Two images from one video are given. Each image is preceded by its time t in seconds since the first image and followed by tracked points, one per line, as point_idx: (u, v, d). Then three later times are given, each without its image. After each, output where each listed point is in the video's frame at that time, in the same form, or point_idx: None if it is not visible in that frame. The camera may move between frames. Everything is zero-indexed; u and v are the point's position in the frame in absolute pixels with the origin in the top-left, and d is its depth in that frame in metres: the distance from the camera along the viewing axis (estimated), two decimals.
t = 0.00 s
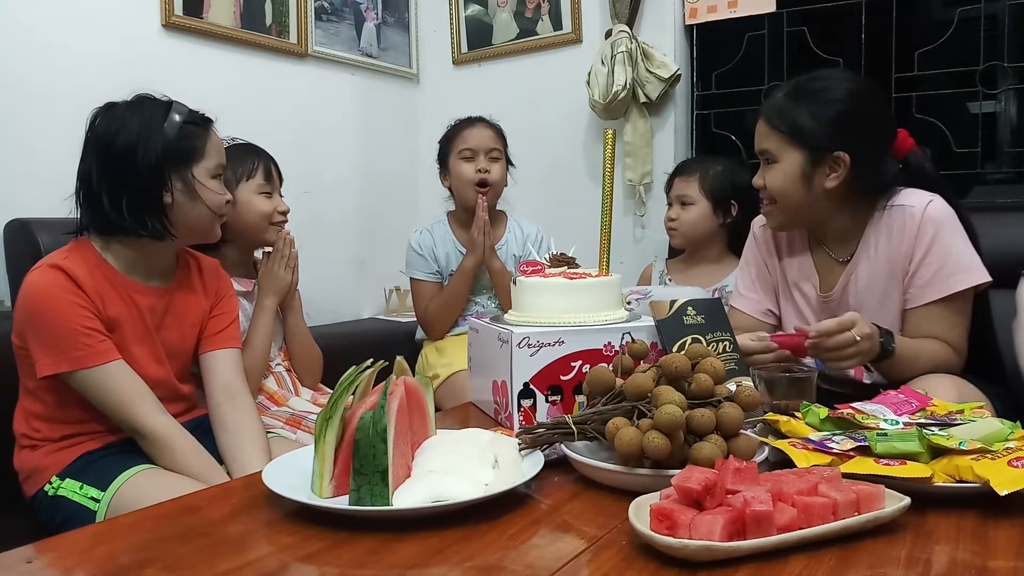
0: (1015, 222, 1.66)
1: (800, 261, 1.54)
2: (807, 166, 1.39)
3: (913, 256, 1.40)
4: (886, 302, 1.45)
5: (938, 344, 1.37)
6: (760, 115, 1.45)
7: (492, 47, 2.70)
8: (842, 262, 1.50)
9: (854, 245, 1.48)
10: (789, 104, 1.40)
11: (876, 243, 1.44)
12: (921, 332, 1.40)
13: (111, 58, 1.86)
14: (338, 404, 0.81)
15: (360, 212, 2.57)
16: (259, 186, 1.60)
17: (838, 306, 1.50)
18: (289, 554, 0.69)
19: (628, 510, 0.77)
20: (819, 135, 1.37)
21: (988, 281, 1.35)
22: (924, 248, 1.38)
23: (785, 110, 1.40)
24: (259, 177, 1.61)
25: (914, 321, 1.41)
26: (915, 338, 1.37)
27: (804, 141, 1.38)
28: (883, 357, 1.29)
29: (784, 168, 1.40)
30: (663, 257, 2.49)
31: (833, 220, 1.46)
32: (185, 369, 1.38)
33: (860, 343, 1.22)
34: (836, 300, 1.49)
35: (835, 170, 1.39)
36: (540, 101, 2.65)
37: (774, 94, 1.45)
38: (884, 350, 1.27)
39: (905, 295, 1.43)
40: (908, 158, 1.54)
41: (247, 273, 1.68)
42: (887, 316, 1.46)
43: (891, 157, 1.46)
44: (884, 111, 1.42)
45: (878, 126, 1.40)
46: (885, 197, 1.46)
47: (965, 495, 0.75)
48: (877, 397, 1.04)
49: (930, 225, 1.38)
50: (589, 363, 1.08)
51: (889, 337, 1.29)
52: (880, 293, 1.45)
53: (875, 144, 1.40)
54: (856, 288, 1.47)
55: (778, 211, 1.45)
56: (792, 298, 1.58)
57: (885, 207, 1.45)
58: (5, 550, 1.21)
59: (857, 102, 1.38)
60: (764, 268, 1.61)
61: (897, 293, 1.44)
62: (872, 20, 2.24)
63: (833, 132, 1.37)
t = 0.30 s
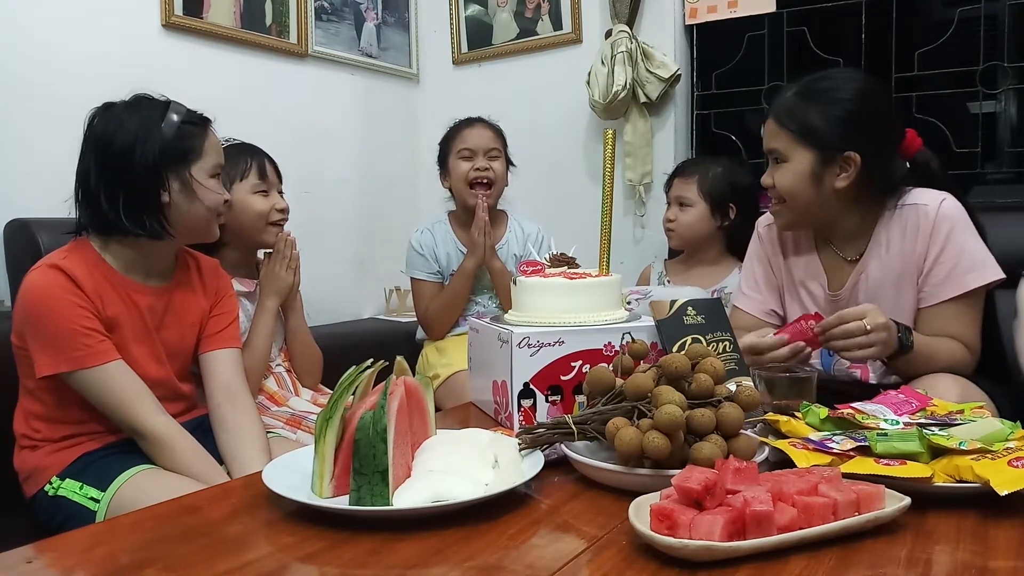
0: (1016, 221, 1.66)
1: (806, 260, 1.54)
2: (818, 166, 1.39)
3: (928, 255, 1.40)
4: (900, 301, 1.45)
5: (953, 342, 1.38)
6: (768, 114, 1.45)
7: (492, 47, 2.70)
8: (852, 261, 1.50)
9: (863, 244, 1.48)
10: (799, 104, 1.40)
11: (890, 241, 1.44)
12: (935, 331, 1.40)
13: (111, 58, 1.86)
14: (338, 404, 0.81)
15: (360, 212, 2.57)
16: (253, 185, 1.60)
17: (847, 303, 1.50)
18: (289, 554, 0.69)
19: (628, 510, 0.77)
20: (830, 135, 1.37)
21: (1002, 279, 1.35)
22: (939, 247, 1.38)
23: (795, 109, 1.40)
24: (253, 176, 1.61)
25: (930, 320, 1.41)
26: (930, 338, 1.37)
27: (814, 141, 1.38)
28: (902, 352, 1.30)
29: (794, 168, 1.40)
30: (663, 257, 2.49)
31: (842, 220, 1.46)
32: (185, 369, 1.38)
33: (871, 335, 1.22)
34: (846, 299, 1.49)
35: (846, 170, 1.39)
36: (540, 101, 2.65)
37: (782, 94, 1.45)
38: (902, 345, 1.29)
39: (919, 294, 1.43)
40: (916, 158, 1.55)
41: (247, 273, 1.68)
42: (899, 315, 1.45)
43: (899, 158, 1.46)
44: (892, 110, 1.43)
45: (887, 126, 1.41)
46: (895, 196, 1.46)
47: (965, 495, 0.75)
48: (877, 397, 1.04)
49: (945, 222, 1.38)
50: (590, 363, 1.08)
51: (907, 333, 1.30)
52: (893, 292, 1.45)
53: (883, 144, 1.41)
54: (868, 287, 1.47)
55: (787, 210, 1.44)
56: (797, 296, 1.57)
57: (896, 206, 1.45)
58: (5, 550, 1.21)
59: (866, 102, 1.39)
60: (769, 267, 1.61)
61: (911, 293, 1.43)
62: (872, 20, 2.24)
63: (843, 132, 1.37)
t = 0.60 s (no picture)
0: (1016, 221, 1.66)
1: (808, 262, 1.54)
2: (818, 166, 1.39)
3: (927, 254, 1.41)
4: (896, 301, 1.45)
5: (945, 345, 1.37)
6: (771, 114, 1.45)
7: (492, 47, 2.70)
8: (852, 263, 1.50)
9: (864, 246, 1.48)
10: (801, 104, 1.40)
11: (890, 240, 1.44)
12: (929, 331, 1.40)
13: (111, 58, 1.86)
14: (338, 404, 0.81)
15: (360, 212, 2.57)
16: (263, 186, 1.60)
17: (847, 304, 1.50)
18: (289, 554, 0.69)
19: (627, 510, 0.77)
20: (832, 136, 1.37)
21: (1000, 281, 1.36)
22: (938, 247, 1.39)
23: (798, 109, 1.40)
24: (262, 178, 1.61)
25: (926, 319, 1.41)
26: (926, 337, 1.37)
27: (815, 142, 1.38)
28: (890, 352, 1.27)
29: (795, 168, 1.40)
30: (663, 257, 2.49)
31: (843, 220, 1.46)
32: (184, 369, 1.38)
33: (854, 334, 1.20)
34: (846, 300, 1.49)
35: (846, 172, 1.40)
36: (540, 101, 2.65)
37: (784, 93, 1.45)
38: (888, 344, 1.25)
39: (916, 293, 1.43)
40: (920, 158, 1.57)
41: (247, 273, 1.68)
42: (896, 315, 1.46)
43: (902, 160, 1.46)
44: (895, 111, 1.42)
45: (889, 127, 1.40)
46: (896, 198, 1.46)
47: (965, 495, 0.75)
48: (876, 396, 1.04)
49: (945, 221, 1.39)
50: (589, 363, 1.08)
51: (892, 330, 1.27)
52: (891, 292, 1.45)
53: (885, 145, 1.40)
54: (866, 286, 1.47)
55: (788, 210, 1.44)
56: (798, 298, 1.57)
57: (897, 207, 1.45)
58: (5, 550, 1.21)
59: (871, 103, 1.38)
60: (770, 267, 1.61)
61: (908, 292, 1.44)
62: (872, 20, 2.24)
63: (845, 133, 1.37)
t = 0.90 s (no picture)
0: (1015, 221, 1.66)
1: (801, 262, 1.54)
2: (803, 169, 1.39)
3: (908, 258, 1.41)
4: (877, 303, 1.45)
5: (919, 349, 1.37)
6: (763, 115, 1.45)
7: (492, 47, 2.70)
8: (842, 264, 1.49)
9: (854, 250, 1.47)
10: (791, 105, 1.40)
11: (873, 243, 1.43)
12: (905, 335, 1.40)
13: (112, 57, 1.86)
14: (338, 404, 0.81)
15: (360, 212, 2.57)
16: (270, 188, 1.61)
17: (835, 306, 1.51)
18: (289, 554, 0.69)
19: (627, 510, 0.77)
20: (818, 139, 1.36)
21: (982, 287, 1.35)
22: (919, 251, 1.39)
23: (788, 111, 1.40)
24: (269, 180, 1.61)
25: (902, 322, 1.41)
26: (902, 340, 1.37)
27: (801, 145, 1.38)
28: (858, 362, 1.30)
29: (780, 171, 1.40)
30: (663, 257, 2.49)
31: (831, 222, 1.46)
32: (184, 368, 1.38)
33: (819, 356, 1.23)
34: (833, 302, 1.50)
35: (832, 175, 1.39)
36: (540, 101, 2.65)
37: (778, 94, 1.44)
38: (854, 355, 1.28)
39: (895, 296, 1.43)
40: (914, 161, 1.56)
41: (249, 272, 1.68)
42: (876, 317, 1.46)
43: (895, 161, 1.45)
44: (891, 114, 1.40)
45: (883, 130, 1.39)
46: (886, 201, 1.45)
47: (965, 495, 0.75)
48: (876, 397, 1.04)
49: (929, 226, 1.38)
50: (590, 363, 1.08)
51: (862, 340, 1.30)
52: (871, 294, 1.45)
53: (876, 150, 1.39)
54: (851, 289, 1.47)
55: (774, 211, 1.45)
56: (792, 301, 1.58)
57: (886, 210, 1.43)
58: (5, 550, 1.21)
59: (863, 107, 1.36)
60: (767, 267, 1.61)
61: (888, 295, 1.44)
62: (872, 20, 2.24)
63: (833, 137, 1.36)
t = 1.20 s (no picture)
0: (1016, 221, 1.66)
1: (788, 262, 1.54)
2: (783, 172, 1.38)
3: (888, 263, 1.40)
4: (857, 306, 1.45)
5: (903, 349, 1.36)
6: (744, 117, 1.45)
7: (492, 46, 2.70)
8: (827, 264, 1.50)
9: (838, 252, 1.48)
10: (771, 109, 1.39)
11: (855, 247, 1.44)
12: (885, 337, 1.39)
13: (112, 57, 1.86)
14: (338, 404, 0.81)
15: (360, 212, 2.57)
16: (265, 188, 1.60)
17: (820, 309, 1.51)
18: (289, 554, 0.69)
19: (627, 510, 0.77)
20: (796, 142, 1.36)
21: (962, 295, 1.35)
22: (899, 257, 1.38)
23: (767, 114, 1.39)
24: (265, 180, 1.61)
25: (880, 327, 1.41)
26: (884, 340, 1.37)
27: (781, 147, 1.37)
28: (865, 352, 1.27)
29: (761, 173, 1.40)
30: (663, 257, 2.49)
31: (813, 223, 1.46)
32: (183, 367, 1.38)
33: (817, 347, 1.21)
34: (818, 304, 1.50)
35: (811, 178, 1.38)
36: (540, 101, 2.65)
37: (759, 96, 1.44)
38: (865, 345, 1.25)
39: (875, 300, 1.43)
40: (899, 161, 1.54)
41: (250, 272, 1.68)
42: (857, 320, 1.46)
43: (875, 162, 1.44)
44: (872, 117, 1.40)
45: (864, 133, 1.39)
46: (868, 203, 1.45)
47: (965, 495, 0.75)
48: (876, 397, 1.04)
49: (910, 233, 1.38)
50: (590, 362, 1.08)
51: (873, 335, 1.25)
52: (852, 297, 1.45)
53: (856, 152, 1.39)
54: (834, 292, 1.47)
55: (758, 213, 1.45)
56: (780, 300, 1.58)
57: (869, 215, 1.44)
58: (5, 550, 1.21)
59: (843, 110, 1.36)
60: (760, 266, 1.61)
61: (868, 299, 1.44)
62: (872, 20, 2.24)
63: (813, 140, 1.36)
